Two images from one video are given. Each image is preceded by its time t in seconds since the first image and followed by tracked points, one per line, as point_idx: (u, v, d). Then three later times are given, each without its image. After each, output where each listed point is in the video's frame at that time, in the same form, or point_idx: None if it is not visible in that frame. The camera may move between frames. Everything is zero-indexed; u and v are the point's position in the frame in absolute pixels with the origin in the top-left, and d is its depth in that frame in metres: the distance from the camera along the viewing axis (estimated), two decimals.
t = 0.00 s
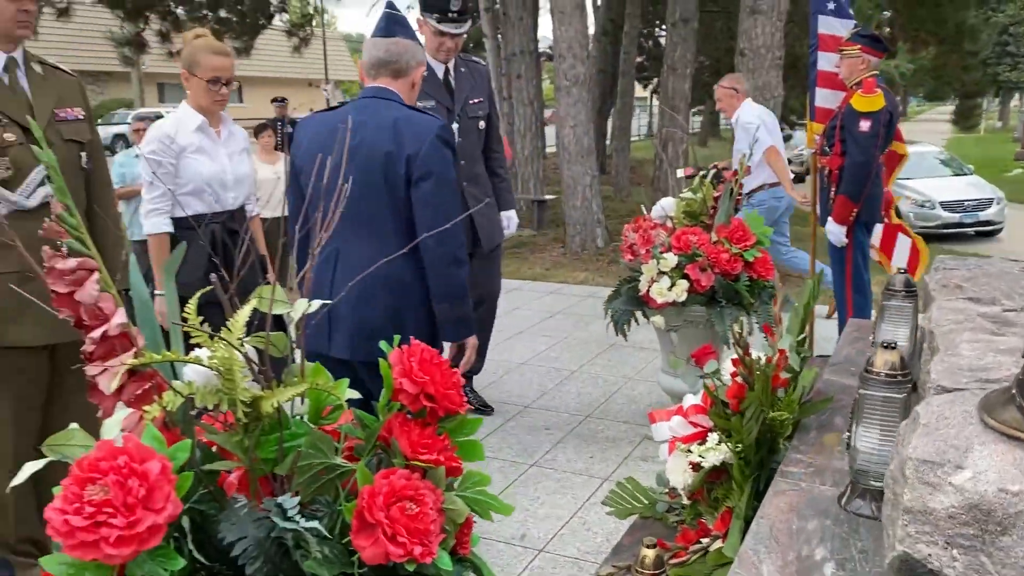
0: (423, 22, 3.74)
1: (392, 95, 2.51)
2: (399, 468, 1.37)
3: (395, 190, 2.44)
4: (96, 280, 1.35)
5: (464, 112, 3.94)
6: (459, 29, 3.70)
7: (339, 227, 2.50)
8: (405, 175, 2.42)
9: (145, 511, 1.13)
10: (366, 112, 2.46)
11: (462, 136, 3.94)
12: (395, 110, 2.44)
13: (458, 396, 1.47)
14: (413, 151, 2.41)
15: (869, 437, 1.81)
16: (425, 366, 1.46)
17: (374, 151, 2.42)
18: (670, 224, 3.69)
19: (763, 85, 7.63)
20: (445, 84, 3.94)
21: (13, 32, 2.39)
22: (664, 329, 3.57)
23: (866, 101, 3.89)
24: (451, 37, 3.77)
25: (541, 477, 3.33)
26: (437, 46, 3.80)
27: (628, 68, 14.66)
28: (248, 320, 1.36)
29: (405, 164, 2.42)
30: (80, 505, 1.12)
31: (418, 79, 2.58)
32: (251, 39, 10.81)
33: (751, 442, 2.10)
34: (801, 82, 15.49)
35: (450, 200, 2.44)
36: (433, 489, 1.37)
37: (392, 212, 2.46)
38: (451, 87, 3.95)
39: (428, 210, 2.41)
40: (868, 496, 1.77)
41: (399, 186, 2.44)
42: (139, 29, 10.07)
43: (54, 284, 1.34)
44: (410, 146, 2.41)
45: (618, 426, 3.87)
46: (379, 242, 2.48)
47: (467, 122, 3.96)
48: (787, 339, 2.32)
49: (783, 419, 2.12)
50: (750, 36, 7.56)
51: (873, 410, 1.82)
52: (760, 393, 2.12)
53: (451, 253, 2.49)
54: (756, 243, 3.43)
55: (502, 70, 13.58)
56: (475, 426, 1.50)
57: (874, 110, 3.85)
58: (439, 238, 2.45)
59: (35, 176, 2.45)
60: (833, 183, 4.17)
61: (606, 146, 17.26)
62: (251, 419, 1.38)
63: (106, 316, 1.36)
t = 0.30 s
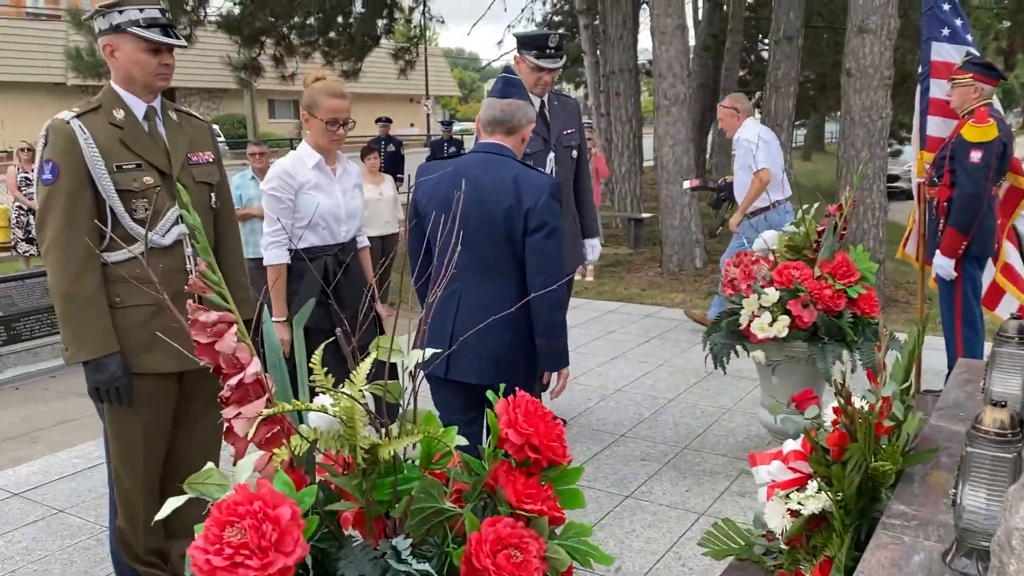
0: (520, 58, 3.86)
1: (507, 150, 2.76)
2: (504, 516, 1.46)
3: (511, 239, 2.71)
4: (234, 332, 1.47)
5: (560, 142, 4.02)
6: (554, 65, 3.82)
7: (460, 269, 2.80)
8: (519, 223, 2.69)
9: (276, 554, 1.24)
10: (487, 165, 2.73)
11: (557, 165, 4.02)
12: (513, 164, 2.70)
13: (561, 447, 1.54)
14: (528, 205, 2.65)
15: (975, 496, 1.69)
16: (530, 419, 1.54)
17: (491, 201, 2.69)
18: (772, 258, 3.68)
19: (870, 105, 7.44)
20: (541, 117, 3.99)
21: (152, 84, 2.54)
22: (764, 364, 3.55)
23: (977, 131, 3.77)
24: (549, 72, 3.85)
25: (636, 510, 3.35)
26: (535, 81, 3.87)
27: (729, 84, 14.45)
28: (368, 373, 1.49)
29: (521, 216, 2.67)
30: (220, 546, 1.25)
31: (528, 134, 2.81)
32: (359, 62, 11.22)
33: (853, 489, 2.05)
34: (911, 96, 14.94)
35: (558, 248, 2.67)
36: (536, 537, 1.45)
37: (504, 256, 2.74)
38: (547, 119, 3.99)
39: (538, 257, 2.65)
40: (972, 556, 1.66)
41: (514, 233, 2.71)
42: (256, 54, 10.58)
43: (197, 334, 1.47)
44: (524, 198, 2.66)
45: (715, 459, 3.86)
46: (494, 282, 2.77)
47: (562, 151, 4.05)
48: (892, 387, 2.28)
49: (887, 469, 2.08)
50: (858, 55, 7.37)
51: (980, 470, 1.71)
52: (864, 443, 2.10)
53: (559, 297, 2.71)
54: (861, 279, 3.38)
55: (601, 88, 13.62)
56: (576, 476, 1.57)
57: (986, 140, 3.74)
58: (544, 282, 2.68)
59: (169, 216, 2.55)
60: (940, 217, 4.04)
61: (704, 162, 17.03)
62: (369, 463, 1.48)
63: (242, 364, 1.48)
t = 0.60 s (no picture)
0: (583, 78, 3.95)
1: (568, 159, 3.18)
2: (560, 536, 1.51)
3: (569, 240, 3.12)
4: (306, 352, 1.55)
5: (615, 160, 4.08)
6: (616, 84, 3.91)
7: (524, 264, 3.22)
8: (578, 228, 3.09)
9: (344, 566, 1.31)
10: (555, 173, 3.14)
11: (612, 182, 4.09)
12: (574, 175, 3.11)
13: (615, 470, 1.59)
14: (586, 212, 3.05)
15: None
16: (586, 441, 1.58)
17: (554, 207, 3.10)
18: (831, 278, 3.65)
19: (936, 121, 7.30)
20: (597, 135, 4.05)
21: (228, 108, 2.66)
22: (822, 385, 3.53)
23: None
24: (611, 90, 3.94)
25: (690, 530, 3.35)
26: (597, 100, 3.96)
27: (791, 97, 14.26)
28: (431, 395, 1.55)
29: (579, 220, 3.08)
30: (290, 557, 1.33)
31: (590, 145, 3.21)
32: (419, 76, 11.41)
33: (909, 518, 2.05)
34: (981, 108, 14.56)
35: (612, 250, 3.07)
36: (590, 558, 1.50)
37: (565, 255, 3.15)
38: (604, 136, 4.04)
39: (593, 256, 3.05)
40: None
41: (573, 235, 3.12)
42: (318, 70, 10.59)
43: (271, 354, 1.55)
44: (583, 206, 3.06)
45: (771, 479, 3.83)
46: (554, 276, 3.18)
47: (617, 169, 4.11)
48: (952, 415, 2.25)
49: (944, 497, 2.06)
50: (924, 70, 7.23)
51: None
52: (921, 470, 2.09)
53: (610, 291, 3.11)
54: (923, 301, 3.34)
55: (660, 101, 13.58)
56: (630, 498, 1.61)
57: None
58: (598, 278, 3.08)
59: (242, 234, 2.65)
60: (1006, 237, 3.91)
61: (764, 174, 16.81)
62: (430, 480, 1.55)
63: (313, 384, 1.55)
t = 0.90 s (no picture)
0: (608, 85, 4.00)
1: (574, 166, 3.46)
2: (587, 536, 1.54)
3: (564, 238, 3.40)
4: (341, 352, 1.60)
5: (639, 167, 4.15)
6: (640, 90, 3.96)
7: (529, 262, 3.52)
8: (572, 227, 3.37)
9: (376, 559, 1.35)
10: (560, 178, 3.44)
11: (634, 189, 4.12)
12: (573, 181, 3.38)
13: (641, 471, 1.62)
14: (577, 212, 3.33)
15: None
16: (613, 443, 1.62)
17: (552, 208, 3.39)
18: (858, 288, 3.65)
19: (966, 131, 7.24)
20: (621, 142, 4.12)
21: (265, 116, 2.72)
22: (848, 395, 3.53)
23: None
24: (636, 96, 4.00)
25: (716, 538, 3.36)
26: (621, 106, 4.02)
27: (819, 107, 14.20)
28: (461, 395, 1.59)
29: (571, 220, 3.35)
30: (326, 549, 1.37)
31: (599, 154, 3.46)
32: (446, 85, 11.51)
33: (935, 526, 2.06)
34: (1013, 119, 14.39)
35: (604, 248, 3.33)
36: (616, 558, 1.53)
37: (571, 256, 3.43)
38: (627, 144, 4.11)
39: (584, 253, 3.33)
40: None
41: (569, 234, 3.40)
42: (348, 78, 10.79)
43: (307, 353, 1.61)
44: (576, 207, 3.33)
45: (797, 489, 3.83)
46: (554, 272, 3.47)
47: (639, 176, 4.15)
48: (978, 424, 2.25)
49: (970, 506, 2.07)
50: (954, 80, 7.20)
51: None
52: (947, 478, 2.09)
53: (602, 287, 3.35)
54: (950, 312, 3.35)
55: (687, 111, 13.58)
56: (656, 499, 1.64)
57: None
58: (592, 274, 3.35)
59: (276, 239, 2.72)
60: None
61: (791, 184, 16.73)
62: (459, 479, 1.59)
63: (347, 383, 1.60)
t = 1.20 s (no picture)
0: (609, 97, 4.03)
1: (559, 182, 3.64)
2: (594, 541, 1.57)
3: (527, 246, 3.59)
4: (352, 359, 1.62)
5: (640, 179, 4.19)
6: (641, 100, 3.99)
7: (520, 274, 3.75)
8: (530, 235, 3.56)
9: (387, 563, 1.38)
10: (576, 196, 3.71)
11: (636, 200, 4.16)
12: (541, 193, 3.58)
13: (648, 478, 1.64)
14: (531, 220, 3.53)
15: None
16: (621, 450, 1.64)
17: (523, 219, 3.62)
18: (866, 299, 3.66)
19: (976, 143, 7.24)
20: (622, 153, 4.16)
21: (278, 127, 2.76)
22: (857, 406, 3.54)
23: None
24: (637, 107, 4.03)
25: (723, 548, 3.36)
26: (623, 117, 4.02)
27: (829, 118, 14.20)
28: (471, 402, 1.61)
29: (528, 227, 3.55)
30: (337, 553, 1.40)
31: (578, 165, 3.47)
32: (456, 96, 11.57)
33: (941, 537, 2.07)
34: None
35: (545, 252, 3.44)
36: (623, 564, 1.55)
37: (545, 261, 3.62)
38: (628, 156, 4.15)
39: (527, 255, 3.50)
40: None
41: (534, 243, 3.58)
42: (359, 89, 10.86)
43: (320, 360, 1.63)
44: (532, 216, 3.52)
45: (805, 500, 3.83)
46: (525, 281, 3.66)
47: (641, 187, 4.19)
48: (984, 435, 2.26)
49: (976, 517, 2.07)
50: (963, 93, 7.21)
51: None
52: (953, 487, 2.10)
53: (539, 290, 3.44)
54: (958, 323, 3.35)
55: (696, 122, 13.59)
56: (663, 507, 1.66)
57: None
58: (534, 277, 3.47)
59: (288, 248, 2.75)
60: None
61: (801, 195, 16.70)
62: (468, 485, 1.62)
63: (358, 390, 1.63)
